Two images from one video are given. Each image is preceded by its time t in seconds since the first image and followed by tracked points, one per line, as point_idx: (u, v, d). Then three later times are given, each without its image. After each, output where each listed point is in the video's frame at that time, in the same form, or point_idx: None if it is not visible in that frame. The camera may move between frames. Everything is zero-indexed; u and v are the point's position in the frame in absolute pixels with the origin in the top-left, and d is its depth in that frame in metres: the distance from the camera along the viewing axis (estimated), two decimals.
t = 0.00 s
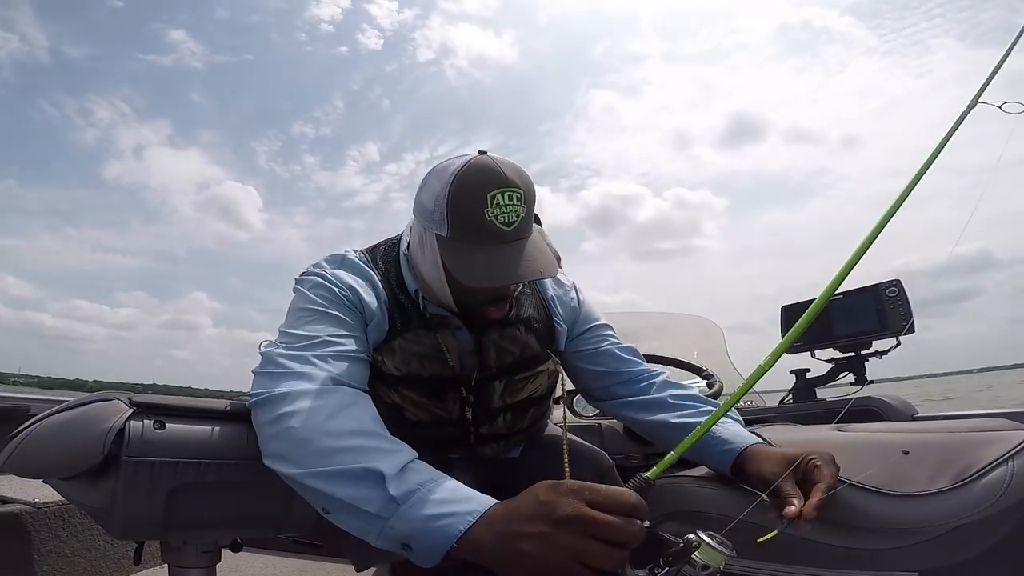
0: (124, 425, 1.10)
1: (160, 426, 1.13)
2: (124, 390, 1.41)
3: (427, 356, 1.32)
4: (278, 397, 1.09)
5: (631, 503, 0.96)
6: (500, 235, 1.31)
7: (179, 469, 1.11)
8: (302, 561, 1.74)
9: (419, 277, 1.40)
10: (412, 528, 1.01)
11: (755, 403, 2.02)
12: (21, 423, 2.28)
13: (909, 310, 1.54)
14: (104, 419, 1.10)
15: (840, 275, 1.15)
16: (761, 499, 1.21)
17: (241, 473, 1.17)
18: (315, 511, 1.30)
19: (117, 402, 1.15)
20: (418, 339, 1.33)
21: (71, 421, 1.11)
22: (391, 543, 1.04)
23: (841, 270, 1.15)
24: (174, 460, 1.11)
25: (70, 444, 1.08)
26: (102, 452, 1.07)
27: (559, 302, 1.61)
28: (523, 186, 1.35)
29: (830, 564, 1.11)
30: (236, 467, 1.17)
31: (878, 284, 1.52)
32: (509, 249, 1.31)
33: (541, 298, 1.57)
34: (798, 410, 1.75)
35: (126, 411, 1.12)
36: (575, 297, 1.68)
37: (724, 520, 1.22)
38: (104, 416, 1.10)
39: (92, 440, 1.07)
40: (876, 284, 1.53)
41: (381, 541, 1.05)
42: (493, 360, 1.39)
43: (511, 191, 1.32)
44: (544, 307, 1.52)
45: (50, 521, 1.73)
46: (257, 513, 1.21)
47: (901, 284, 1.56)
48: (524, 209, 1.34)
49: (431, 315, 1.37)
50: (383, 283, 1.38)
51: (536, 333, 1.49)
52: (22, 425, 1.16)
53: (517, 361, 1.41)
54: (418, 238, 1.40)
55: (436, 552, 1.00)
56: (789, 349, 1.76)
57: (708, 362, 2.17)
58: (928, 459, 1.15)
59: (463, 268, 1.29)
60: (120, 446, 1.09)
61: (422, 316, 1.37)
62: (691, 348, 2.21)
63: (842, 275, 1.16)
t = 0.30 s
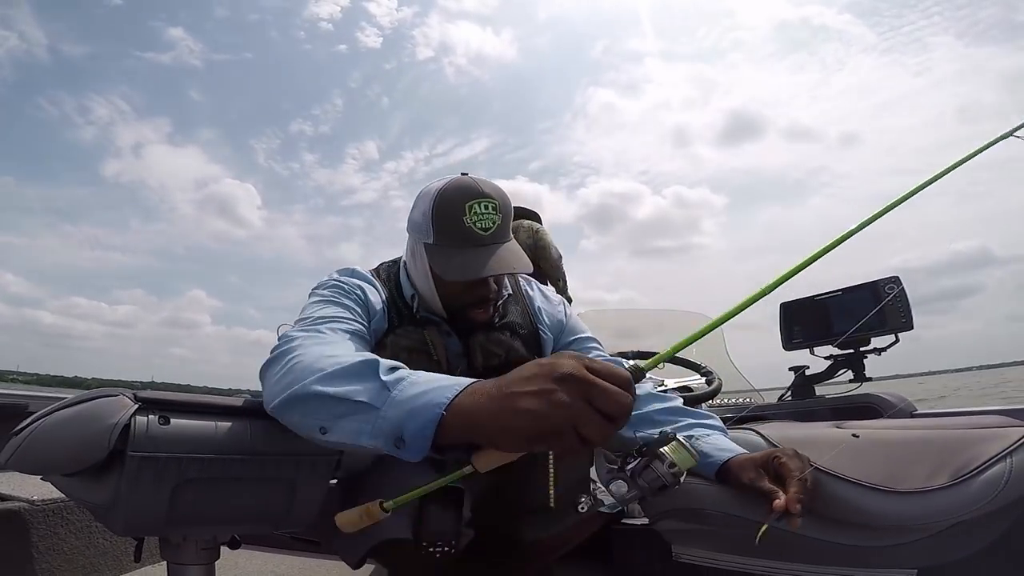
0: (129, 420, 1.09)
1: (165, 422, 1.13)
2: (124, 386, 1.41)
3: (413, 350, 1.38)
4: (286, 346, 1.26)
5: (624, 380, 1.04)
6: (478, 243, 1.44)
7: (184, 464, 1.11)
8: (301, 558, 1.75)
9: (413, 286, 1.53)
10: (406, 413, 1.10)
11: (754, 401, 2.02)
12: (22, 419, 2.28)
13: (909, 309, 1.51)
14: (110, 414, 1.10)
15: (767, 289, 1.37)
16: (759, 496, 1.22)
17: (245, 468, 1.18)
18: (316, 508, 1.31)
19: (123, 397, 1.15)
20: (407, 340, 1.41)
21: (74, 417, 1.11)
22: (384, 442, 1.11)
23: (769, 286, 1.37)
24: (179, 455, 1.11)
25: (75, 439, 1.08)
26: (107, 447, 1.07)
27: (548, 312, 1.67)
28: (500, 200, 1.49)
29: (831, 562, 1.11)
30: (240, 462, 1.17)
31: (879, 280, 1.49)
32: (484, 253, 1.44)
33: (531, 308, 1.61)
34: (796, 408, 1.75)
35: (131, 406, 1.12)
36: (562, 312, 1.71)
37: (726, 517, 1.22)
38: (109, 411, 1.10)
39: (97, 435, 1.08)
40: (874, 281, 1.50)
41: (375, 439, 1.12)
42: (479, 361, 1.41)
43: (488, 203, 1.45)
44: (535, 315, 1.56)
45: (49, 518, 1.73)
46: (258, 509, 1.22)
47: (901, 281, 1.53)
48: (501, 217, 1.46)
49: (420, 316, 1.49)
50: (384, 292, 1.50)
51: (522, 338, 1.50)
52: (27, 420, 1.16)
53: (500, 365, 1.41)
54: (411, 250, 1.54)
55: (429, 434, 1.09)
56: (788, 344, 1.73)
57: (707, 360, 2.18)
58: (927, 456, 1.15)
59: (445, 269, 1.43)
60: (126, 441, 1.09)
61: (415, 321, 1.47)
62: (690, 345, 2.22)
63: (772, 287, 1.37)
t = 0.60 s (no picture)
0: (130, 421, 1.10)
1: (167, 422, 1.13)
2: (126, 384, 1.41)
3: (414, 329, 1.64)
4: (299, 322, 1.42)
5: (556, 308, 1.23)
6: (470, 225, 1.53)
7: (185, 465, 1.13)
8: (301, 557, 1.74)
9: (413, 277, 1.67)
10: (394, 336, 1.28)
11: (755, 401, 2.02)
12: (22, 417, 2.28)
13: (908, 307, 1.54)
14: (110, 415, 1.10)
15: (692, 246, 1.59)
16: (754, 492, 1.20)
17: (245, 470, 1.18)
18: (316, 510, 1.31)
19: (125, 396, 1.14)
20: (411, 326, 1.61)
21: (75, 417, 1.11)
22: (377, 362, 1.28)
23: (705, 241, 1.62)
24: (179, 456, 1.12)
25: (77, 440, 1.08)
26: (108, 447, 1.07)
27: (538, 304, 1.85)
28: (494, 195, 1.56)
29: (831, 561, 1.13)
30: (241, 464, 1.18)
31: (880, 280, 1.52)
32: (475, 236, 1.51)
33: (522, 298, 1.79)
34: (796, 407, 1.75)
35: (133, 406, 1.12)
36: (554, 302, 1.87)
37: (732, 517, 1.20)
38: (110, 412, 1.10)
39: (98, 436, 1.08)
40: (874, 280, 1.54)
41: (372, 365, 1.28)
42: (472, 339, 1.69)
43: (483, 192, 1.54)
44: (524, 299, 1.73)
45: (49, 517, 1.73)
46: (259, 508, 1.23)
47: (901, 280, 1.57)
48: (493, 206, 1.55)
49: (416, 300, 1.62)
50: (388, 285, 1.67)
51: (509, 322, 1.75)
52: (29, 420, 1.16)
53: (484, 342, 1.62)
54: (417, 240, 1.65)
55: (413, 349, 1.27)
56: (788, 344, 1.77)
57: (707, 360, 2.18)
58: (927, 453, 1.14)
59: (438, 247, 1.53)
60: (127, 442, 1.09)
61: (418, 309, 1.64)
62: (690, 346, 2.22)
63: (705, 243, 1.61)
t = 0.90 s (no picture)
0: (134, 422, 1.10)
1: (170, 425, 1.13)
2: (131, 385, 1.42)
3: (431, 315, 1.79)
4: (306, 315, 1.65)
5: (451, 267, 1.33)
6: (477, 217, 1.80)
7: (188, 467, 1.13)
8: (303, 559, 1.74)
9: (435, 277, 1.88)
10: (349, 297, 1.47)
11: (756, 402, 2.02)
12: (23, 419, 2.28)
13: (909, 308, 1.54)
14: (114, 416, 1.10)
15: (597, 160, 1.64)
16: (756, 494, 1.19)
17: (248, 472, 1.18)
18: (319, 512, 1.31)
19: (128, 398, 1.14)
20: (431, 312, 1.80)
21: (79, 418, 1.11)
22: (338, 319, 1.45)
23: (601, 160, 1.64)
24: (181, 459, 1.12)
25: (80, 441, 1.08)
26: (112, 449, 1.08)
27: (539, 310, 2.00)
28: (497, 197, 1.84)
29: (834, 563, 1.13)
30: (244, 467, 1.17)
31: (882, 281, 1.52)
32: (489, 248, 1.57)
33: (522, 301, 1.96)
34: (797, 408, 1.75)
35: (136, 407, 1.12)
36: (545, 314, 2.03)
37: (730, 519, 1.19)
38: (114, 413, 1.10)
39: (101, 437, 1.08)
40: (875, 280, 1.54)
41: (333, 325, 1.46)
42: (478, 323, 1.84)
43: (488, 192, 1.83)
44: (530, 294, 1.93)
45: (51, 518, 1.73)
46: (261, 509, 1.24)
47: (902, 281, 1.57)
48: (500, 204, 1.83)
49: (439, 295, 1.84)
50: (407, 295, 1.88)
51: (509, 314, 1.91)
52: (33, 421, 1.16)
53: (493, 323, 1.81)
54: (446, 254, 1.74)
55: (359, 304, 1.42)
56: (789, 346, 1.76)
57: (707, 361, 2.18)
58: (929, 454, 1.14)
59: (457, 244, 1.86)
60: (130, 443, 1.09)
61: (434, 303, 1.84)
62: (690, 347, 2.22)
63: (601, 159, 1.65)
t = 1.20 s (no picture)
0: (139, 427, 1.10)
1: (174, 429, 1.13)
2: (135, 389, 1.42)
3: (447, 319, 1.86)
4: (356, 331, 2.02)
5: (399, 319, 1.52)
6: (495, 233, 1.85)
7: (192, 472, 1.13)
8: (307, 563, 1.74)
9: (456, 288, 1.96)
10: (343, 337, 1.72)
11: (759, 406, 2.02)
12: (29, 424, 2.28)
13: (914, 313, 1.55)
14: (119, 421, 1.10)
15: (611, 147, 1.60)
16: (761, 498, 1.19)
17: (252, 478, 1.18)
18: (323, 517, 1.31)
19: (133, 403, 1.14)
20: (448, 319, 1.87)
21: (84, 422, 1.11)
22: (334, 355, 1.71)
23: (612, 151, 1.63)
24: (185, 463, 1.12)
25: (85, 445, 1.08)
26: (116, 453, 1.08)
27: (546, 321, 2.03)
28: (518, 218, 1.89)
29: (839, 567, 1.13)
30: (247, 472, 1.17)
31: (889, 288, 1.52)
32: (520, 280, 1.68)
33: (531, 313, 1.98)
34: (801, 413, 1.74)
35: (141, 412, 1.12)
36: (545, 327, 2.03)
37: (734, 524, 1.19)
38: (119, 417, 1.10)
39: (106, 441, 1.08)
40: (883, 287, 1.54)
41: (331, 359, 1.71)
42: (485, 323, 1.86)
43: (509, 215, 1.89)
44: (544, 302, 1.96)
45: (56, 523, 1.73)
46: (265, 514, 1.24)
47: (906, 287, 1.58)
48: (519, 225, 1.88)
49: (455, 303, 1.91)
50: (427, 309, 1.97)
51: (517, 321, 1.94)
52: (38, 425, 1.16)
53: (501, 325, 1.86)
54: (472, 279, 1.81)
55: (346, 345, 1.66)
56: (793, 351, 1.75)
57: (711, 366, 2.17)
58: (934, 459, 1.14)
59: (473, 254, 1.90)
60: (134, 448, 1.09)
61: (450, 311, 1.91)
62: (695, 351, 2.21)
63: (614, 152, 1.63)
